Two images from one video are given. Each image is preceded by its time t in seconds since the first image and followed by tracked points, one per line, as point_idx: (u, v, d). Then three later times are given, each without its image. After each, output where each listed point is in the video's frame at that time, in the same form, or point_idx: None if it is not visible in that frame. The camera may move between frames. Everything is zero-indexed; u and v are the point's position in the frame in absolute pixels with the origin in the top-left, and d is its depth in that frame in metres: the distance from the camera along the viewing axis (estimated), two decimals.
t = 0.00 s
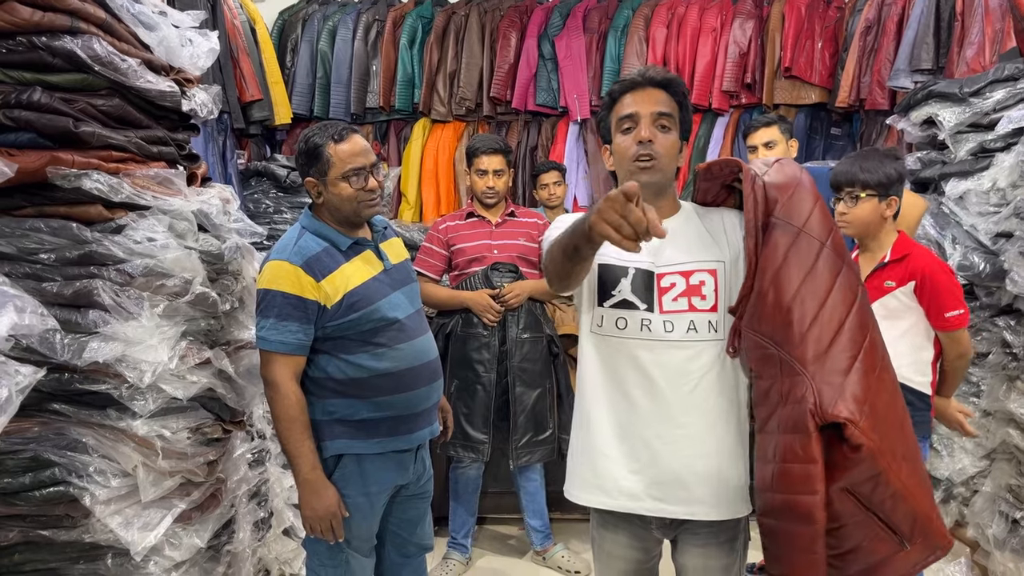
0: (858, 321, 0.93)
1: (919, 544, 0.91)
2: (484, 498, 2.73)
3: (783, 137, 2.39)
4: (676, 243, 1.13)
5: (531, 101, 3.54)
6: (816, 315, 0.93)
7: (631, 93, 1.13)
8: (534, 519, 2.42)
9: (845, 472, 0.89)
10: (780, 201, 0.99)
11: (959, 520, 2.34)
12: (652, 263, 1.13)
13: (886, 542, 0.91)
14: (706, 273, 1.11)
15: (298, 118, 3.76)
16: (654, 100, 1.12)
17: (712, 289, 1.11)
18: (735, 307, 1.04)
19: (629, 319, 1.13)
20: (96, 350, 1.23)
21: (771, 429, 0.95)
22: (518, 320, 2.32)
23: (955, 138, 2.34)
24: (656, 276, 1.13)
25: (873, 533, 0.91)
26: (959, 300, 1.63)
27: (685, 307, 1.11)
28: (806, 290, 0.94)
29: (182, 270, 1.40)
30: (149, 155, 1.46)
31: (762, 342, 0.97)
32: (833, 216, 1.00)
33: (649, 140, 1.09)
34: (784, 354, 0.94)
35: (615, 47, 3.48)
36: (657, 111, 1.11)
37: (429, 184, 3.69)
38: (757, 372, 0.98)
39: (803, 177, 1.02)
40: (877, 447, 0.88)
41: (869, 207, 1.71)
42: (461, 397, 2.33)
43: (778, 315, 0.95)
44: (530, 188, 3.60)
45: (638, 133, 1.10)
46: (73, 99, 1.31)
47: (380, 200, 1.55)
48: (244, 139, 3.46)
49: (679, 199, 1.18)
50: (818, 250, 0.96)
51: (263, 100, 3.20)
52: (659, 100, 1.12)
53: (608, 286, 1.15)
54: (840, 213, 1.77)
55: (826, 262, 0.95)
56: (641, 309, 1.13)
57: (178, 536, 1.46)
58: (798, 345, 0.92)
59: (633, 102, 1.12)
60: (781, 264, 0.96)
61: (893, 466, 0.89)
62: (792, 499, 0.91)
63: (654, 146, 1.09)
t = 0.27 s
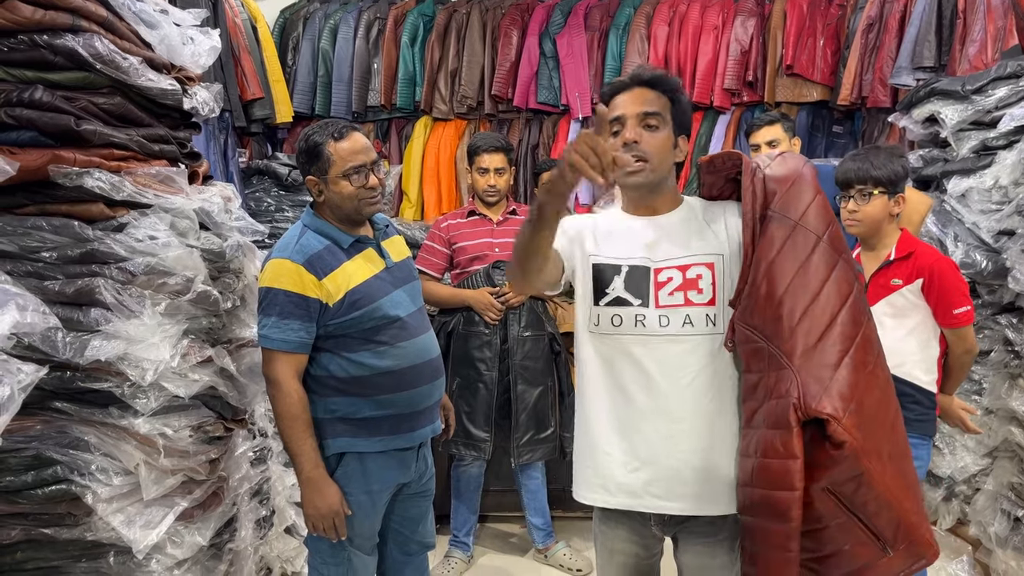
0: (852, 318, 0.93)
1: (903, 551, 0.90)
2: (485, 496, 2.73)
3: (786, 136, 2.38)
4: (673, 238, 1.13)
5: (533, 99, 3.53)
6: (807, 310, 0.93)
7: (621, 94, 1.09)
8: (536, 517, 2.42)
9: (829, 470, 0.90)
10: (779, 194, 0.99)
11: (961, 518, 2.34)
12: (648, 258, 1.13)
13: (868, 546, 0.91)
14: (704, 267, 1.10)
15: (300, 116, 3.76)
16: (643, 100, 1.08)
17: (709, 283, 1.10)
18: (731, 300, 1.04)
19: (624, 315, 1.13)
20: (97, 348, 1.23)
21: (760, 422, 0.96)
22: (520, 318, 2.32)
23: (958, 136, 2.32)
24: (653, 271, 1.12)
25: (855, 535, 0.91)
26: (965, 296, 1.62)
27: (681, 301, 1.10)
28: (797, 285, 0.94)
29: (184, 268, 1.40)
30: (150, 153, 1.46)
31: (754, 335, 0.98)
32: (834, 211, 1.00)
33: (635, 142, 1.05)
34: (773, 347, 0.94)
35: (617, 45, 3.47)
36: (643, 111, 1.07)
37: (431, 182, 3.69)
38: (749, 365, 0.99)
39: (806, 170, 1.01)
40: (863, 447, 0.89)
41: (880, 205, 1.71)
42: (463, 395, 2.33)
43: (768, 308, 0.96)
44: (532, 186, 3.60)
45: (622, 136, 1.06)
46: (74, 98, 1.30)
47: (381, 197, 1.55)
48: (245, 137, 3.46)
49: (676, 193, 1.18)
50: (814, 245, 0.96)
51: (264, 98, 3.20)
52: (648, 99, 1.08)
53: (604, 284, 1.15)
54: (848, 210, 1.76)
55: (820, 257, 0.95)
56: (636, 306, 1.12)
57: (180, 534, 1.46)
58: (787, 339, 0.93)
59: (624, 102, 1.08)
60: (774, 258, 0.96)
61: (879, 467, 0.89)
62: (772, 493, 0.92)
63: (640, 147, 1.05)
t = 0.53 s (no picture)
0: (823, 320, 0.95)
1: (887, 543, 0.93)
2: (486, 495, 2.73)
3: (788, 136, 2.38)
4: (648, 243, 1.12)
5: (533, 97, 3.52)
6: (778, 318, 0.94)
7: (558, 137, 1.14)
8: (537, 516, 2.42)
9: (806, 476, 0.91)
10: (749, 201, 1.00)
11: (962, 517, 2.33)
12: (625, 267, 1.13)
13: (853, 542, 0.93)
14: (677, 270, 1.10)
15: (300, 115, 3.76)
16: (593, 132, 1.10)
17: (682, 286, 1.09)
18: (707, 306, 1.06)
19: (609, 330, 1.14)
20: (98, 348, 1.23)
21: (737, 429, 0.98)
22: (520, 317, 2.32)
23: (959, 135, 2.32)
24: (631, 278, 1.12)
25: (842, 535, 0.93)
26: (965, 295, 1.62)
27: (657, 306, 1.10)
28: (768, 292, 0.95)
29: (184, 267, 1.40)
30: (150, 153, 1.46)
31: (728, 342, 0.99)
32: (804, 213, 1.00)
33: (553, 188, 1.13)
34: (746, 355, 0.96)
35: (618, 43, 3.47)
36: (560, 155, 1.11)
37: (431, 181, 3.69)
38: (725, 371, 1.01)
39: (779, 173, 1.02)
40: (839, 450, 0.90)
41: (882, 204, 1.71)
42: (463, 394, 2.33)
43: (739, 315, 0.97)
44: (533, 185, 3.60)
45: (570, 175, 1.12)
46: (74, 97, 1.30)
47: (381, 196, 1.55)
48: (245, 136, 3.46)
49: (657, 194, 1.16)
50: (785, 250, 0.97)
51: (264, 97, 3.20)
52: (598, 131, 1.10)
53: (588, 300, 1.16)
54: (850, 209, 1.75)
55: (790, 262, 0.97)
56: (618, 317, 1.13)
57: (181, 534, 1.46)
58: (759, 347, 0.94)
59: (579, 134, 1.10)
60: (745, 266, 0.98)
61: (858, 470, 0.90)
62: (749, 501, 0.94)
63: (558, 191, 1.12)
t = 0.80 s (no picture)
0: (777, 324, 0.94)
1: (836, 543, 0.92)
2: (487, 494, 2.73)
3: (789, 135, 2.38)
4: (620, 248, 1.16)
5: (534, 96, 3.52)
6: (730, 322, 0.94)
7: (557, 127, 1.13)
8: (537, 515, 2.42)
9: (753, 478, 0.90)
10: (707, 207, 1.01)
11: (963, 516, 2.33)
12: (604, 271, 1.17)
13: (800, 539, 0.93)
14: (646, 272, 1.12)
15: (300, 114, 3.76)
16: (577, 129, 1.11)
17: (652, 287, 1.12)
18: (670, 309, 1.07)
19: (595, 332, 1.19)
20: (98, 348, 1.23)
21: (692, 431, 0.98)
22: (521, 316, 2.32)
23: (959, 134, 2.31)
24: (609, 282, 1.16)
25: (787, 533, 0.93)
26: (962, 294, 1.60)
27: (631, 309, 1.14)
28: (721, 297, 0.96)
29: (184, 267, 1.40)
30: (150, 152, 1.46)
31: (685, 346, 1.00)
32: (759, 217, 1.00)
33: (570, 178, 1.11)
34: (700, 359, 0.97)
35: (618, 42, 3.47)
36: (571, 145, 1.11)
37: (432, 180, 3.69)
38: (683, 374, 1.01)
39: (735, 178, 1.02)
40: (786, 453, 0.89)
41: (878, 202, 1.71)
42: (464, 393, 2.33)
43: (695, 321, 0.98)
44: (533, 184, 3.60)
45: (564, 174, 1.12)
46: (74, 97, 1.30)
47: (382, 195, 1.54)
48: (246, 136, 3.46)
49: (633, 193, 1.18)
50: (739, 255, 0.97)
51: (265, 96, 3.20)
52: (582, 129, 1.11)
53: (575, 306, 1.21)
54: (847, 207, 1.76)
55: (745, 267, 0.96)
56: (601, 321, 1.17)
57: (181, 533, 1.46)
58: (711, 352, 0.95)
59: (561, 135, 1.11)
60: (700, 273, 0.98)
61: (803, 471, 0.90)
62: (707, 499, 0.94)
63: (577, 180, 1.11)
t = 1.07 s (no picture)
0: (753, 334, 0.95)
1: (779, 549, 0.94)
2: (487, 493, 2.73)
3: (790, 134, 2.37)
4: (617, 244, 1.16)
5: (534, 96, 3.51)
6: (709, 328, 0.94)
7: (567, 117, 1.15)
8: (538, 514, 2.41)
9: (710, 480, 0.92)
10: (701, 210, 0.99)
11: (964, 515, 2.32)
12: (600, 267, 1.17)
13: (746, 543, 0.95)
14: (642, 270, 1.13)
15: (301, 113, 3.76)
16: (592, 117, 1.14)
17: (647, 285, 1.13)
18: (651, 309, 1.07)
19: (588, 328, 1.18)
20: (98, 347, 1.23)
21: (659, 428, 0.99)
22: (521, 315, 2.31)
23: (959, 132, 2.31)
24: (605, 279, 1.16)
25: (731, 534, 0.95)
26: (959, 292, 1.60)
27: (626, 306, 1.14)
28: (704, 302, 0.95)
29: (183, 266, 1.39)
30: (150, 151, 1.46)
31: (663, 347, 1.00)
32: (753, 228, 0.99)
33: (590, 159, 1.11)
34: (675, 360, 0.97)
35: (618, 41, 3.46)
36: (593, 128, 1.13)
37: (432, 179, 3.69)
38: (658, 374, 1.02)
39: (733, 188, 1.00)
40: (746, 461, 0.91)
41: (876, 201, 1.71)
42: (464, 392, 2.33)
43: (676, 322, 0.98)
44: (533, 183, 3.60)
45: (577, 153, 1.12)
46: (74, 96, 1.30)
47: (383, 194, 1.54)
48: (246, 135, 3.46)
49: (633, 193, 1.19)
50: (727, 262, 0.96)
51: (265, 96, 3.19)
52: (597, 117, 1.14)
53: (569, 300, 1.20)
54: (844, 206, 1.75)
55: (731, 275, 0.96)
56: (595, 316, 1.17)
57: (181, 532, 1.46)
58: (687, 356, 0.95)
59: (574, 121, 1.14)
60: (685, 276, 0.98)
61: (759, 480, 0.91)
62: (657, 494, 0.96)
63: (595, 163, 1.12)
